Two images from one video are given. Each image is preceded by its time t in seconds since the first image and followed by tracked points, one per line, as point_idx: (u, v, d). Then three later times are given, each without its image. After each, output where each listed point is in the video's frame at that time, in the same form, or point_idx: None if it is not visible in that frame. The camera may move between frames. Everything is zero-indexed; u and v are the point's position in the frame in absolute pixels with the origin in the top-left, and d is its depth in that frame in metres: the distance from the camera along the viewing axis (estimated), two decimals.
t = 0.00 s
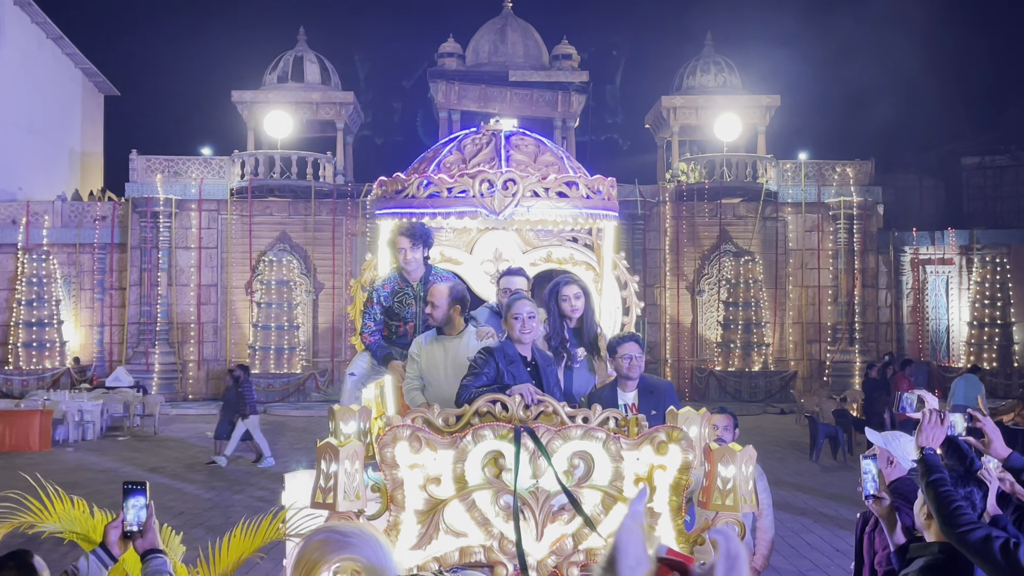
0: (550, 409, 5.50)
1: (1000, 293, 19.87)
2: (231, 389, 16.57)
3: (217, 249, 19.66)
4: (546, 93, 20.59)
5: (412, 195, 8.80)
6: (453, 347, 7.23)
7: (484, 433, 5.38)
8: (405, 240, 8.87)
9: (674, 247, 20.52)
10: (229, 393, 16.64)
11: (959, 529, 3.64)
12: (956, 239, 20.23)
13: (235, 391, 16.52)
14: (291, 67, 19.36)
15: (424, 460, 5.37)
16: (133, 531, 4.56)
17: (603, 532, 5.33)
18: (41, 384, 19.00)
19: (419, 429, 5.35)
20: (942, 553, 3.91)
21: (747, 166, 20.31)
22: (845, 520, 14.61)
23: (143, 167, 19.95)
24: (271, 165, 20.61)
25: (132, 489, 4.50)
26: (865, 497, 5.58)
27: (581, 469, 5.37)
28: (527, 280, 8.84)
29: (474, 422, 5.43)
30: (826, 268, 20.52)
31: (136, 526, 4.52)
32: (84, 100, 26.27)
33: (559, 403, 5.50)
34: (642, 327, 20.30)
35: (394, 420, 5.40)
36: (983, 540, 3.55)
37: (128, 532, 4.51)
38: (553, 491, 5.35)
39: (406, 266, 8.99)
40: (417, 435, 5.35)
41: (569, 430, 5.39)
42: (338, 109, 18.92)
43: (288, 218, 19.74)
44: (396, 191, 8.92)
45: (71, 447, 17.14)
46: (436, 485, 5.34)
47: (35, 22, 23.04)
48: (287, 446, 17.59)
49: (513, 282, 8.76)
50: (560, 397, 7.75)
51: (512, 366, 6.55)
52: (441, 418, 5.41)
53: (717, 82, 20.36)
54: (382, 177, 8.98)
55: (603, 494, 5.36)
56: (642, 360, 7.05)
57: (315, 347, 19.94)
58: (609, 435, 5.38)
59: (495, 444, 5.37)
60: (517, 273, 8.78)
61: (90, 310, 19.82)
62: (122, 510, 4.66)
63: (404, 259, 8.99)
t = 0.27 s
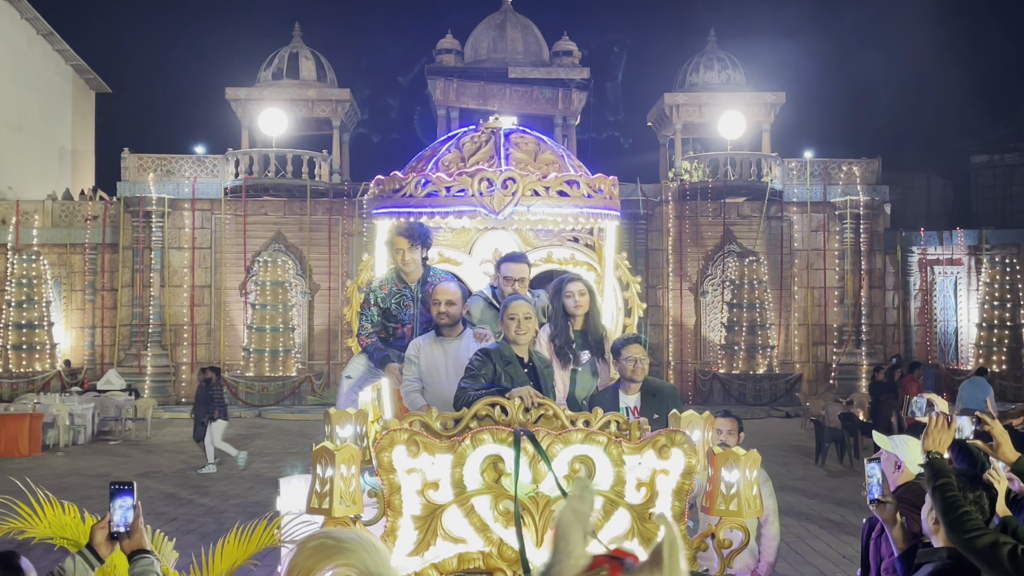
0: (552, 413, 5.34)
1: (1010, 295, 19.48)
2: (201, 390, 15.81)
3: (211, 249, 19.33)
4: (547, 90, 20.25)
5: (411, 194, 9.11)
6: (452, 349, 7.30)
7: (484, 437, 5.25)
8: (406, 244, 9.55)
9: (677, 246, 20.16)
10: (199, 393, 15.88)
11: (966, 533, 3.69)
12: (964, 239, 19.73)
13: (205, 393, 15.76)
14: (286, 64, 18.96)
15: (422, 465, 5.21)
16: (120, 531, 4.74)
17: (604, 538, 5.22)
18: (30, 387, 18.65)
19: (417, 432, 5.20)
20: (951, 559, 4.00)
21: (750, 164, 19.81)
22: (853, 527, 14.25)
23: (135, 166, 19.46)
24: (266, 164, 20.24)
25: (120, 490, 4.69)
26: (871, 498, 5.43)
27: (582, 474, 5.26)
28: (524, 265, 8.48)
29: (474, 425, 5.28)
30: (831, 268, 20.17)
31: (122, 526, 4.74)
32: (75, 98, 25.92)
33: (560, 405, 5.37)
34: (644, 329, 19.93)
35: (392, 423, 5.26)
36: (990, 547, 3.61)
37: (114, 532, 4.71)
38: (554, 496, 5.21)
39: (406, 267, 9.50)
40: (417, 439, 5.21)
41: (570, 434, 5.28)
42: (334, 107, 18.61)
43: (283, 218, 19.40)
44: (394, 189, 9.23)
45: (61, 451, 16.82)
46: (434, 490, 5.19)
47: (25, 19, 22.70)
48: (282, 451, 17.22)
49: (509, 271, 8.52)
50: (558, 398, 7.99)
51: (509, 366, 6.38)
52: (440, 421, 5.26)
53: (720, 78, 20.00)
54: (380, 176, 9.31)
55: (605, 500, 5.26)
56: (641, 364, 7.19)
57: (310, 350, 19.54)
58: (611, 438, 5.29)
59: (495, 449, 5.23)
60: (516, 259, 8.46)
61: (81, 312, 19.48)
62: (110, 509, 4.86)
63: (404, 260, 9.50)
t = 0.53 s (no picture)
0: (550, 418, 5.45)
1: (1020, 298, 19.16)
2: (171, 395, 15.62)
3: (204, 249, 18.91)
4: (547, 87, 19.86)
5: (408, 192, 9.05)
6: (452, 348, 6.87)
7: (482, 442, 5.39)
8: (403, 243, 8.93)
9: (680, 247, 19.78)
10: (169, 398, 15.71)
11: (977, 545, 3.63)
12: (974, 238, 19.51)
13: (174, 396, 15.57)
14: (281, 60, 18.56)
15: (420, 470, 5.37)
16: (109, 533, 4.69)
17: (604, 545, 5.34)
18: (18, 390, 18.24)
19: (414, 436, 5.35)
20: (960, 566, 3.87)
21: (755, 163, 19.50)
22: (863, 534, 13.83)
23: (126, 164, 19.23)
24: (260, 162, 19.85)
25: (110, 492, 4.62)
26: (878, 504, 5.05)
27: (580, 478, 5.37)
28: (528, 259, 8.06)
29: (471, 431, 5.38)
30: (838, 268, 19.76)
31: (112, 529, 4.68)
32: (64, 95, 25.47)
33: (558, 411, 5.46)
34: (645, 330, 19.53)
35: (390, 428, 5.41)
36: (1001, 559, 3.55)
37: (104, 535, 4.66)
38: (552, 502, 5.35)
39: (402, 269, 8.90)
40: (415, 444, 5.36)
41: (569, 439, 5.40)
42: (330, 104, 18.26)
43: (277, 217, 18.99)
44: (390, 189, 9.18)
45: (49, 456, 16.42)
46: (431, 496, 5.34)
47: (12, 13, 22.29)
48: (277, 455, 16.84)
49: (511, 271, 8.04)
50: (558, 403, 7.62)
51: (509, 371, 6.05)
52: (436, 427, 5.38)
53: (724, 75, 19.61)
54: (378, 175, 9.27)
55: (606, 506, 5.38)
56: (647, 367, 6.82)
57: (306, 352, 19.15)
58: (609, 443, 5.40)
59: (492, 453, 5.36)
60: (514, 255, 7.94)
61: (70, 313, 19.07)
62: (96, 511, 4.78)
63: (400, 260, 8.87)
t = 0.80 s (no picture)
0: (551, 419, 5.04)
1: None
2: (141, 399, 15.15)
3: (197, 249, 18.60)
4: (547, 84, 19.53)
5: (405, 191, 8.73)
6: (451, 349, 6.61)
7: (481, 446, 4.97)
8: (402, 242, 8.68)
9: (682, 247, 19.44)
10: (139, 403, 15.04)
11: (987, 554, 3.48)
12: (982, 238, 19.03)
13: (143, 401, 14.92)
14: (276, 56, 18.27)
15: (417, 474, 4.94)
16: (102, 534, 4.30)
17: (604, 553, 4.92)
18: (8, 393, 17.90)
19: (411, 439, 4.93)
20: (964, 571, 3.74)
21: (760, 161, 19.12)
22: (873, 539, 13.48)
23: (118, 162, 18.91)
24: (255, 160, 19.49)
25: (102, 490, 4.23)
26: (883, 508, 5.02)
27: (584, 483, 4.97)
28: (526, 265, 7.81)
29: (470, 433, 4.98)
30: (843, 269, 19.43)
31: (104, 529, 4.29)
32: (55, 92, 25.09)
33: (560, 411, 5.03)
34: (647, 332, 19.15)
35: (386, 431, 4.99)
36: (1012, 568, 3.42)
37: (96, 535, 4.28)
38: (552, 507, 4.94)
39: (400, 269, 8.64)
40: (412, 447, 4.93)
41: (571, 442, 4.99)
42: (326, 101, 17.94)
43: (272, 217, 18.70)
44: (388, 188, 8.90)
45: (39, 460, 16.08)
46: (429, 500, 4.93)
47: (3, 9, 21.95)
48: (272, 460, 16.49)
49: (511, 275, 7.72)
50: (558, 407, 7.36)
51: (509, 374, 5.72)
52: (434, 429, 4.97)
53: (728, 71, 19.25)
54: (375, 173, 8.95)
55: (608, 511, 4.97)
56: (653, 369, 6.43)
57: (301, 353, 18.82)
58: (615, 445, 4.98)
59: (492, 457, 4.96)
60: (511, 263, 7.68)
61: (61, 315, 18.73)
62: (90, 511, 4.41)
63: (399, 261, 8.61)
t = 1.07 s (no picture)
0: (551, 423, 4.99)
1: None
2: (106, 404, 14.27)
3: (189, 248, 18.21)
4: (547, 80, 19.23)
5: (401, 189, 8.31)
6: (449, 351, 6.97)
7: (479, 449, 4.92)
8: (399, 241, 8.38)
9: (686, 245, 19.01)
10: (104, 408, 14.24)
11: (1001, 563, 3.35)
12: (991, 238, 18.85)
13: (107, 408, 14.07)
14: (270, 52, 17.81)
15: (415, 478, 4.92)
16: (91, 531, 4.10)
17: (606, 558, 4.93)
18: None
19: (409, 443, 4.88)
20: None
21: (765, 159, 18.70)
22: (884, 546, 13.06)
23: (109, 160, 18.45)
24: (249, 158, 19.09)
25: (90, 487, 4.04)
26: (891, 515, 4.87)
27: (585, 487, 4.95)
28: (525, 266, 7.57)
29: (468, 437, 4.94)
30: (850, 269, 19.04)
31: (93, 525, 4.10)
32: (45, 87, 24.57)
33: (560, 417, 4.98)
34: (650, 334, 18.67)
35: (381, 434, 4.93)
36: None
37: (85, 532, 4.09)
38: (553, 513, 4.93)
39: (397, 269, 8.38)
40: (409, 451, 4.89)
41: (571, 445, 4.95)
42: (321, 97, 17.53)
43: (266, 216, 18.30)
44: (384, 185, 8.42)
45: (28, 463, 15.69)
46: (428, 504, 4.89)
47: None
48: (265, 464, 16.12)
49: (511, 274, 7.49)
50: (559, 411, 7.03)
51: (508, 375, 5.91)
52: (431, 431, 4.93)
53: (733, 67, 18.84)
54: (370, 171, 8.54)
55: (610, 516, 4.96)
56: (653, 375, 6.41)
57: (296, 355, 18.42)
58: (616, 450, 4.94)
59: (491, 461, 4.92)
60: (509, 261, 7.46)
61: (51, 316, 18.34)
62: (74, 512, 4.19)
63: (395, 261, 8.34)
